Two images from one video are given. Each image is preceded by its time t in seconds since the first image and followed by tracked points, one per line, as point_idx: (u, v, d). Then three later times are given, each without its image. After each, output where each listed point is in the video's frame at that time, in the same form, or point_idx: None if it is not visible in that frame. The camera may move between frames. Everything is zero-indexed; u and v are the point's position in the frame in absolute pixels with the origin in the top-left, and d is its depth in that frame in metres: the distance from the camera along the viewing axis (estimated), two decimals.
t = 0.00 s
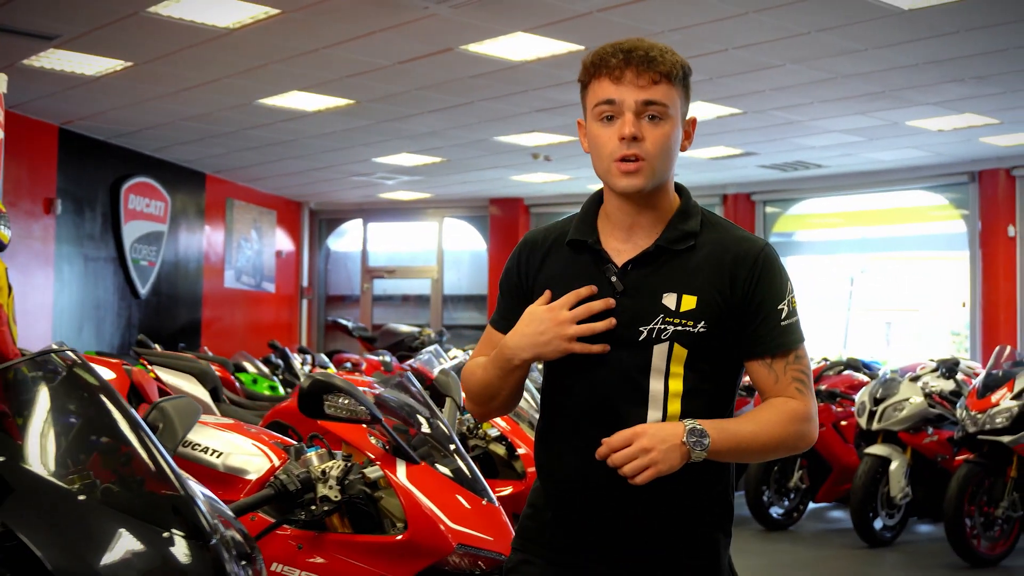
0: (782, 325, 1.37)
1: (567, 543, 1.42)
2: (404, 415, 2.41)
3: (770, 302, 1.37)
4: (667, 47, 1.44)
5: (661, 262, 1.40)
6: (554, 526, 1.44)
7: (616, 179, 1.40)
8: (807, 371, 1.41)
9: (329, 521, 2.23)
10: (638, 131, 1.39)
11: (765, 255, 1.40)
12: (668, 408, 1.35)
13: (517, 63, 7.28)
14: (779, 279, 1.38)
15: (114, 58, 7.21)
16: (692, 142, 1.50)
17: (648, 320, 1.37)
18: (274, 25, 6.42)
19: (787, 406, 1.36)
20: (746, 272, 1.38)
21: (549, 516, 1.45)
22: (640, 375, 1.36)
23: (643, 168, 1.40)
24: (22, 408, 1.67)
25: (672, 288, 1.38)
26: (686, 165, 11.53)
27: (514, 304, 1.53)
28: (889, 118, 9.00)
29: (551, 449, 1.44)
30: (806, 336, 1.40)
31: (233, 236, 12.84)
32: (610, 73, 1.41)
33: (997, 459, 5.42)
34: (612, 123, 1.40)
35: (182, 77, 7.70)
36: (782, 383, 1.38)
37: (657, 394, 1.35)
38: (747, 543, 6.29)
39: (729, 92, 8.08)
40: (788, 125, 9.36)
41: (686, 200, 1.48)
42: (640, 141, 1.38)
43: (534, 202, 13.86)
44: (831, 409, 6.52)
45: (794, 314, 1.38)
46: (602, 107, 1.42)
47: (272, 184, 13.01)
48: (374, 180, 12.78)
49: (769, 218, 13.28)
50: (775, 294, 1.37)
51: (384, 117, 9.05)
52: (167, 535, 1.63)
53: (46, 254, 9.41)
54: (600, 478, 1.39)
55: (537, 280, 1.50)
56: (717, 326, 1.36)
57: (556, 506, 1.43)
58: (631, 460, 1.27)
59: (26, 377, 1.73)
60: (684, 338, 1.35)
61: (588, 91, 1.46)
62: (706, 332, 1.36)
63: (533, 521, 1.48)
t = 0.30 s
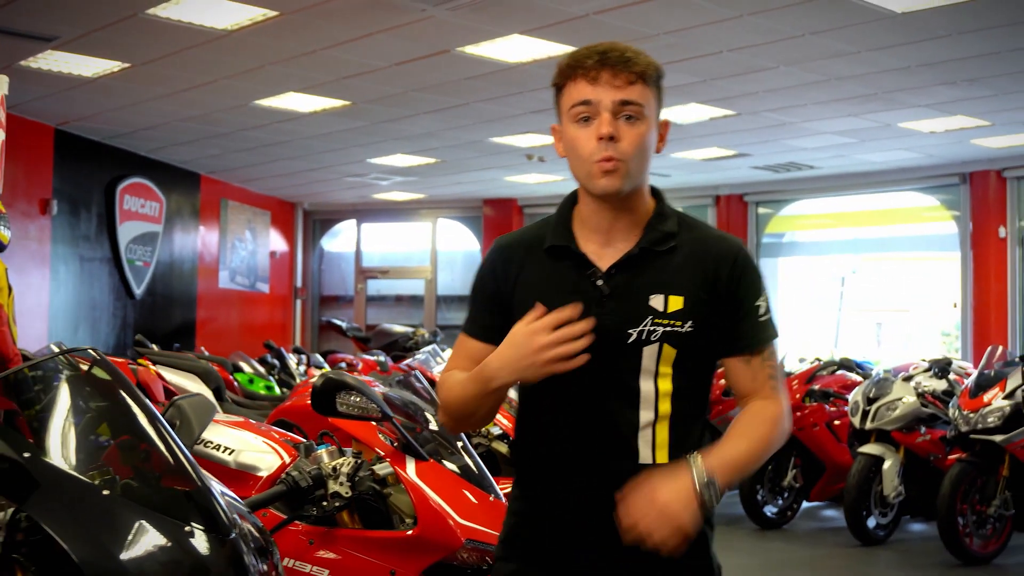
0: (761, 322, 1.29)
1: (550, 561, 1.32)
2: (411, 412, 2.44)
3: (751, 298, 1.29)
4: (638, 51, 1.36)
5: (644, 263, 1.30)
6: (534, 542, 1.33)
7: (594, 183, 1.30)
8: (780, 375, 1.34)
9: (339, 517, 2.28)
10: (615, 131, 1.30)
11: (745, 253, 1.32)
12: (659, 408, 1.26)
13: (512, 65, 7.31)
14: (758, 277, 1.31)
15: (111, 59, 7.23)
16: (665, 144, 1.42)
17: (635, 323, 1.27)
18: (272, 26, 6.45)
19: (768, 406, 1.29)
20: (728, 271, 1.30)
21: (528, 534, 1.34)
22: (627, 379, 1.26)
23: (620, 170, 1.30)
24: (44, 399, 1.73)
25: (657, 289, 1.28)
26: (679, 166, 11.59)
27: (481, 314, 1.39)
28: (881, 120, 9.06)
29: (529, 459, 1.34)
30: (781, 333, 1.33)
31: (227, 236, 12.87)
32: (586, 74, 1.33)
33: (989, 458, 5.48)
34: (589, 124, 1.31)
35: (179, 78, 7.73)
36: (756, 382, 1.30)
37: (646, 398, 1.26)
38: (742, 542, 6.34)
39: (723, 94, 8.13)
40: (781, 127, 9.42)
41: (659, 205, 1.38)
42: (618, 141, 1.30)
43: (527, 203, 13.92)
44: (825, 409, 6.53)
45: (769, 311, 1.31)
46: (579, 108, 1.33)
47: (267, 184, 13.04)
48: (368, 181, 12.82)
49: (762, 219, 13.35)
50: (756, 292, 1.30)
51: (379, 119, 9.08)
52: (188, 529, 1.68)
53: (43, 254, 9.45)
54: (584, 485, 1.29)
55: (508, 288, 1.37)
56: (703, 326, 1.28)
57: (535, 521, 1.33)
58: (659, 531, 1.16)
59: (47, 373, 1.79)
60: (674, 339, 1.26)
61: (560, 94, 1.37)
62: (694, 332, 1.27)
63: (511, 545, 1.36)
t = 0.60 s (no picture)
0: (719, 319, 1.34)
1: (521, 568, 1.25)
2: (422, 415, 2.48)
3: (710, 296, 1.33)
4: (590, 49, 1.36)
5: (609, 264, 1.30)
6: (504, 553, 1.26)
7: (551, 184, 1.29)
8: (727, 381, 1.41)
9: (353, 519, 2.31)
10: (571, 133, 1.29)
11: (702, 254, 1.34)
12: (629, 409, 1.26)
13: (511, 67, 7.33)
14: (714, 278, 1.34)
15: (110, 61, 7.23)
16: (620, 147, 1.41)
17: (603, 323, 1.26)
18: (272, 29, 6.46)
19: (729, 416, 1.38)
20: (689, 269, 1.32)
21: (493, 544, 1.27)
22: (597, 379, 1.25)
23: (578, 169, 1.29)
24: (53, 399, 1.72)
25: (623, 288, 1.29)
26: (675, 167, 11.62)
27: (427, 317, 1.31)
28: (877, 121, 9.10)
29: (497, 466, 1.27)
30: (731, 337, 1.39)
31: (223, 237, 12.87)
32: (540, 75, 1.31)
33: (986, 458, 5.50)
34: (545, 125, 1.30)
35: (177, 80, 7.73)
36: (713, 394, 1.37)
37: (617, 397, 1.25)
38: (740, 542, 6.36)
39: (720, 96, 8.16)
40: (778, 128, 9.45)
41: (613, 206, 1.38)
42: (575, 142, 1.29)
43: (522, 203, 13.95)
44: (822, 410, 6.55)
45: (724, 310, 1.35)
46: (533, 110, 1.31)
47: (263, 185, 13.05)
48: (364, 182, 12.83)
49: (756, 219, 13.39)
50: (714, 290, 1.33)
51: (376, 120, 9.09)
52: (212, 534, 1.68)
53: (40, 256, 9.45)
54: (556, 487, 1.25)
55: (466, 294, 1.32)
56: (668, 324, 1.30)
57: (496, 528, 1.27)
58: None
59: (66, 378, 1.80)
60: (642, 337, 1.27)
61: (513, 95, 1.35)
62: (661, 331, 1.28)
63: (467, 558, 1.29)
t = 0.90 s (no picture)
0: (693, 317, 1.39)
1: (514, 564, 1.28)
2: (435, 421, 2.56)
3: (685, 294, 1.38)
4: (553, 51, 1.39)
5: (587, 266, 1.34)
6: (490, 544, 1.29)
7: (521, 194, 1.34)
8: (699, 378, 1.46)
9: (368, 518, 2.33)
10: (538, 141, 1.33)
11: (675, 252, 1.40)
12: (611, 408, 1.30)
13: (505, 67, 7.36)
14: (686, 274, 1.40)
15: (105, 60, 7.24)
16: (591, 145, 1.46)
17: (585, 323, 1.31)
18: (268, 29, 6.48)
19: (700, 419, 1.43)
20: (664, 269, 1.38)
21: (485, 542, 1.30)
22: (580, 378, 1.29)
23: (545, 178, 1.33)
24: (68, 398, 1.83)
25: (602, 288, 1.33)
26: (666, 167, 11.66)
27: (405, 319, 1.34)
28: (868, 121, 9.15)
29: (489, 465, 1.30)
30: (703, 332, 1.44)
31: (214, 236, 12.87)
32: (504, 85, 1.36)
33: (979, 456, 5.53)
34: (512, 135, 1.34)
35: (170, 80, 7.74)
36: (687, 391, 1.42)
37: (601, 397, 1.29)
38: (733, 539, 6.41)
39: (713, 96, 8.20)
40: (769, 128, 9.50)
41: (586, 206, 1.42)
42: (541, 151, 1.33)
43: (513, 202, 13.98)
44: (814, 408, 6.59)
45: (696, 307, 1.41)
46: (500, 120, 1.35)
47: (254, 184, 13.04)
48: (355, 181, 12.84)
49: (747, 218, 13.42)
50: (687, 289, 1.38)
51: (370, 119, 9.11)
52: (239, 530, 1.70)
53: (33, 254, 9.44)
54: (546, 485, 1.28)
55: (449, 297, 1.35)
56: (644, 323, 1.35)
57: (484, 524, 1.30)
58: None
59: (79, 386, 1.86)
60: (621, 336, 1.32)
61: (480, 104, 1.39)
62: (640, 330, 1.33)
63: (456, 553, 1.32)
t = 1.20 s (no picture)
0: (697, 317, 1.38)
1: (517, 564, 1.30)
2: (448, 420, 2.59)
3: (688, 293, 1.37)
4: (554, 50, 1.37)
5: (591, 267, 1.34)
6: (493, 540, 1.31)
7: (524, 196, 1.32)
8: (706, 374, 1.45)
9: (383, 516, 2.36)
10: (542, 144, 1.31)
11: (679, 249, 1.39)
12: (615, 409, 1.30)
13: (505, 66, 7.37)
14: (689, 272, 1.39)
15: (106, 59, 7.25)
16: (594, 143, 1.44)
17: (589, 324, 1.31)
18: (270, 28, 6.49)
19: (707, 415, 1.42)
20: (667, 268, 1.37)
21: (488, 541, 1.32)
22: (585, 378, 1.29)
23: (552, 181, 1.32)
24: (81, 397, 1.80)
25: (605, 289, 1.33)
26: (663, 166, 11.68)
27: (412, 323, 1.34)
28: (866, 121, 9.18)
29: (492, 465, 1.31)
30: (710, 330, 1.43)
31: (212, 234, 12.87)
32: (505, 87, 1.33)
33: (978, 454, 5.55)
34: (514, 137, 1.32)
35: (171, 79, 7.76)
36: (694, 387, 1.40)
37: (606, 396, 1.29)
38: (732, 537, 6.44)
39: (712, 95, 8.23)
40: (767, 127, 9.53)
41: (589, 206, 1.42)
42: (546, 153, 1.31)
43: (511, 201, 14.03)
44: (814, 406, 6.61)
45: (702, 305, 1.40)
46: (502, 123, 1.33)
47: (252, 183, 13.04)
48: (354, 179, 12.86)
49: (744, 217, 13.45)
50: (691, 288, 1.38)
51: (370, 118, 9.13)
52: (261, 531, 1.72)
53: (32, 252, 9.45)
54: (548, 487, 1.29)
55: (453, 297, 1.34)
56: (649, 323, 1.34)
57: (488, 522, 1.32)
58: None
59: (80, 394, 1.82)
60: (625, 337, 1.31)
61: (481, 106, 1.37)
62: (643, 330, 1.33)
63: (465, 549, 1.34)
